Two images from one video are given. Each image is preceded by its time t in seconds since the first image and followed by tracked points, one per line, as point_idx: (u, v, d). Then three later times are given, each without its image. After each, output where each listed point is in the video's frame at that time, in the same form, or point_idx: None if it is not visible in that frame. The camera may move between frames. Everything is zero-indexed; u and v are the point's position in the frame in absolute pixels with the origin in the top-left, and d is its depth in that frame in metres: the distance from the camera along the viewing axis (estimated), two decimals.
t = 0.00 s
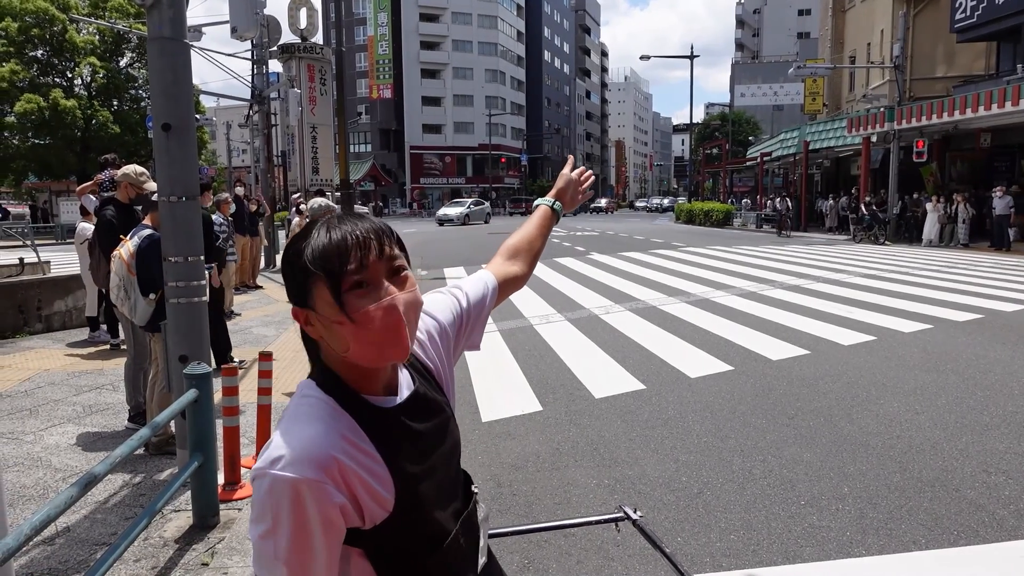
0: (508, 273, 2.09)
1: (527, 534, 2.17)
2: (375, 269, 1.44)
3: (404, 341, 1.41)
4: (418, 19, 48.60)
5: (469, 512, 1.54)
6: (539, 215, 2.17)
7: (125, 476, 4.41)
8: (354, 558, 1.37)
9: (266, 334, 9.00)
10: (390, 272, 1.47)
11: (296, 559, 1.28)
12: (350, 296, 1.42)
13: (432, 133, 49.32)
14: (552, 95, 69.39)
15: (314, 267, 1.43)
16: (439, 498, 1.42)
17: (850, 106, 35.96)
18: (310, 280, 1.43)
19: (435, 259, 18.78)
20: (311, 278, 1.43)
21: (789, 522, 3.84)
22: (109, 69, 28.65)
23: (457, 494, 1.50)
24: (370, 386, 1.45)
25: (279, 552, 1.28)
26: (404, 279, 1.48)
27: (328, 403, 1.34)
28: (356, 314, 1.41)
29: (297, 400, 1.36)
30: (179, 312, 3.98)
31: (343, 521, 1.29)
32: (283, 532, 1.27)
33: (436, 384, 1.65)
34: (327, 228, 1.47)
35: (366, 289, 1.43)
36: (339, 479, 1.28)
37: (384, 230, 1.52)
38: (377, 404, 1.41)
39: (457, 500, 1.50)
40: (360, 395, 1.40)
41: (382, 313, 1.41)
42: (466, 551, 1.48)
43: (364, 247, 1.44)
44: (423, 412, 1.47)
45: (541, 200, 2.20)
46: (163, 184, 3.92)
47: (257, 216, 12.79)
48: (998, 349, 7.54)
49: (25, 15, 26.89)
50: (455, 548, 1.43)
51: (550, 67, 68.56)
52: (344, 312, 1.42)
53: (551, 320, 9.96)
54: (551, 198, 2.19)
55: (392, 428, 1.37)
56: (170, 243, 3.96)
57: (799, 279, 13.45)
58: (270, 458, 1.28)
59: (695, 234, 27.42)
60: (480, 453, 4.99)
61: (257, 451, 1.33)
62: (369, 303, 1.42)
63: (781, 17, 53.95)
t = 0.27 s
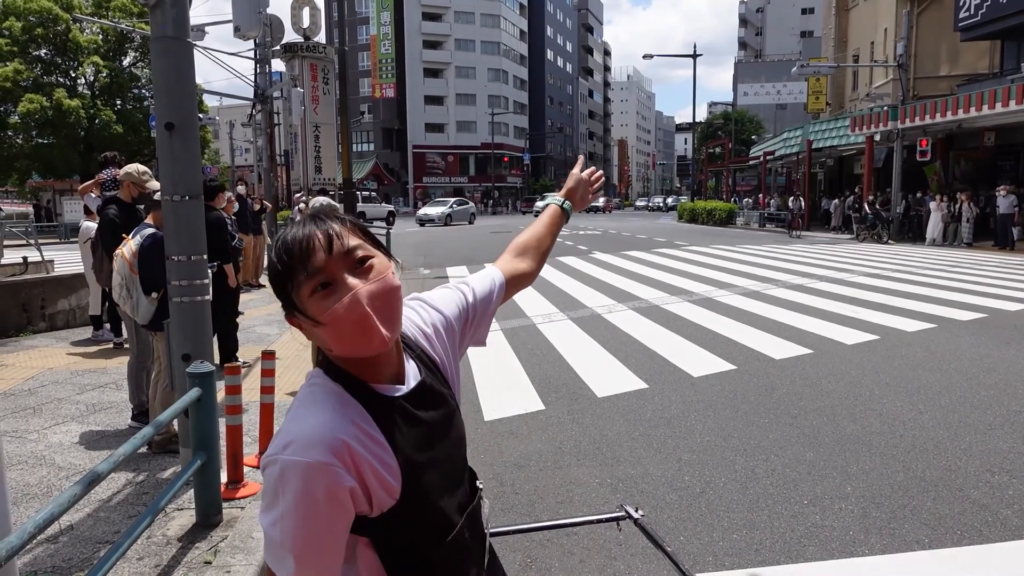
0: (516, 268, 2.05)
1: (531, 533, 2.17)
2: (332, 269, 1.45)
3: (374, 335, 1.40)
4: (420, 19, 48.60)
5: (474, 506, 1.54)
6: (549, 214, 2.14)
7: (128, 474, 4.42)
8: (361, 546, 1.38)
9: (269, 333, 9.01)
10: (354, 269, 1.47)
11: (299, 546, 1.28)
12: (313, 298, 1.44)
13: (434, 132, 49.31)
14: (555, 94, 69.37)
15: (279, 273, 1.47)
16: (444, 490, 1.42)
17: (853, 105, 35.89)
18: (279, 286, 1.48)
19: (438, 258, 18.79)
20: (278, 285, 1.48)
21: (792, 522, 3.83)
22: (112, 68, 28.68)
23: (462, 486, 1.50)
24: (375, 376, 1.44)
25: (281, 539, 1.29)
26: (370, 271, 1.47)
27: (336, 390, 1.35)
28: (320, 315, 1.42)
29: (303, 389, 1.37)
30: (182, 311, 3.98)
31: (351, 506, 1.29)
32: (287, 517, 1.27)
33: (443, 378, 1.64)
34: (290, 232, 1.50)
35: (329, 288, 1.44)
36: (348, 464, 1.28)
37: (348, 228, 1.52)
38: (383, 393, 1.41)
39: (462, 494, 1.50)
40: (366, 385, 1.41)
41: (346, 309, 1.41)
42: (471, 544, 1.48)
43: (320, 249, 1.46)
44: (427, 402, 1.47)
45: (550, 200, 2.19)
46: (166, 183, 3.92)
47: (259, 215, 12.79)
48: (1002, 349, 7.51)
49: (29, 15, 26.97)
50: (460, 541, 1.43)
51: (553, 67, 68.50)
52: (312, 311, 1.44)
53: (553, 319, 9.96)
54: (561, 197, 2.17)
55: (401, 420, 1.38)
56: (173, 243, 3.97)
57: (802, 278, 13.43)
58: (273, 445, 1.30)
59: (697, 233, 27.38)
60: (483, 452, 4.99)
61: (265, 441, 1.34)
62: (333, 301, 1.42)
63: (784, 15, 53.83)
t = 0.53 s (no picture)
0: (513, 266, 2.06)
1: (533, 530, 2.16)
2: (354, 261, 1.45)
3: (387, 332, 1.41)
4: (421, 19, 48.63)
5: (473, 500, 1.54)
6: (546, 212, 2.14)
7: (129, 474, 4.42)
8: (360, 539, 1.40)
9: (270, 333, 9.02)
10: (374, 265, 1.48)
11: (296, 539, 1.29)
12: (330, 288, 1.43)
13: (435, 132, 49.33)
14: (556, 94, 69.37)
15: (295, 261, 1.45)
16: (441, 483, 1.42)
17: (854, 105, 35.88)
18: (294, 272, 1.46)
19: (438, 258, 18.79)
20: (293, 271, 1.45)
21: (793, 521, 3.83)
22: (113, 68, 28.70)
23: (462, 479, 1.50)
24: (370, 371, 1.45)
25: (281, 530, 1.29)
26: (388, 268, 1.48)
27: (330, 382, 1.36)
28: (336, 307, 1.43)
29: (301, 381, 1.38)
30: (183, 310, 3.99)
31: (347, 495, 1.29)
32: (284, 511, 1.28)
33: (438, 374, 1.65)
34: (313, 220, 1.48)
35: (348, 281, 1.44)
36: (342, 452, 1.29)
37: (366, 223, 1.52)
38: (379, 386, 1.42)
39: (461, 487, 1.51)
40: (361, 378, 1.41)
41: (365, 303, 1.42)
42: (471, 538, 1.48)
43: (344, 242, 1.45)
44: (424, 396, 1.47)
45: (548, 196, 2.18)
46: (166, 183, 3.93)
47: (260, 214, 12.78)
48: (1003, 349, 7.50)
49: (30, 15, 27.06)
50: (459, 535, 1.43)
51: (553, 67, 68.54)
52: (329, 302, 1.44)
53: (554, 319, 9.95)
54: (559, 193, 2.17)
55: (396, 411, 1.39)
56: (174, 242, 3.97)
57: (803, 278, 13.42)
58: (274, 437, 1.31)
59: (698, 233, 27.34)
60: (484, 451, 4.98)
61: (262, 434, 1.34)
62: (350, 295, 1.43)
63: (785, 15, 53.81)
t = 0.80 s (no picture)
0: (510, 267, 2.08)
1: (536, 528, 2.17)
2: (366, 259, 1.45)
3: (395, 331, 1.42)
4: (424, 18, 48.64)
5: (475, 499, 1.55)
6: (541, 212, 2.16)
7: (132, 472, 4.43)
8: (363, 542, 1.40)
9: (273, 332, 9.03)
10: (385, 264, 1.48)
11: (300, 541, 1.29)
12: (340, 286, 1.44)
13: (437, 132, 49.31)
14: (558, 94, 69.38)
15: (307, 259, 1.46)
16: (444, 483, 1.43)
17: (857, 105, 35.84)
18: (306, 267, 1.46)
19: (440, 258, 18.81)
20: (305, 266, 1.46)
21: (796, 521, 3.83)
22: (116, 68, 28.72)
23: (464, 478, 1.50)
24: (373, 371, 1.46)
25: (285, 532, 1.30)
26: (398, 269, 1.50)
27: (332, 383, 1.37)
28: (346, 305, 1.43)
29: (306, 380, 1.38)
30: (186, 308, 3.99)
31: (352, 495, 1.30)
32: (289, 513, 1.29)
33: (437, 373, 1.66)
34: (326, 217, 1.48)
35: (359, 279, 1.44)
36: (347, 454, 1.30)
37: (377, 222, 1.53)
38: (381, 387, 1.42)
39: (464, 486, 1.51)
40: (364, 378, 1.41)
41: (375, 302, 1.43)
42: (473, 538, 1.49)
43: (357, 240, 1.45)
44: (424, 398, 1.48)
45: (542, 197, 2.20)
46: (170, 183, 3.94)
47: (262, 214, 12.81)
48: (1006, 349, 7.50)
49: (33, 15, 27.13)
50: (462, 536, 1.43)
51: (556, 66, 68.52)
52: (338, 299, 1.44)
53: (556, 319, 9.94)
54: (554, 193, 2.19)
55: (398, 413, 1.39)
56: (176, 241, 3.98)
57: (805, 278, 13.41)
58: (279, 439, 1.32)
59: (701, 233, 27.30)
60: (486, 451, 4.99)
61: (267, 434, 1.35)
62: (361, 294, 1.43)
63: (788, 15, 53.73)
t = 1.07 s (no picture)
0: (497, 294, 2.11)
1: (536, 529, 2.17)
2: (373, 254, 1.46)
3: (403, 324, 1.42)
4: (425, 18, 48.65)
5: (477, 498, 1.55)
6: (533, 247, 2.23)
7: (135, 472, 4.44)
8: (365, 539, 1.40)
9: (275, 332, 9.04)
10: (390, 262, 1.48)
11: (304, 536, 1.29)
12: (348, 281, 1.44)
13: (439, 132, 49.32)
14: (560, 93, 69.36)
15: (314, 258, 1.45)
16: (445, 481, 1.43)
17: (859, 104, 35.79)
18: (310, 266, 1.46)
19: (442, 257, 18.82)
20: (312, 265, 1.45)
21: (798, 521, 3.82)
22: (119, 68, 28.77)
23: (465, 477, 1.51)
24: (379, 368, 1.47)
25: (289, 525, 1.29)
26: (404, 265, 1.51)
27: (338, 381, 1.37)
28: (355, 301, 1.43)
29: (310, 379, 1.38)
30: (188, 308, 4.00)
31: (358, 494, 1.30)
32: (294, 507, 1.28)
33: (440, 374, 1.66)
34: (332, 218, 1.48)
35: (366, 273, 1.45)
36: (353, 453, 1.29)
37: (381, 221, 1.53)
38: (384, 386, 1.43)
39: (465, 486, 1.51)
40: (367, 376, 1.42)
41: (383, 299, 1.43)
42: (475, 535, 1.49)
43: (361, 237, 1.45)
44: (426, 396, 1.48)
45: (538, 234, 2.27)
46: (172, 182, 3.95)
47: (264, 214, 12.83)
48: (1008, 348, 7.49)
49: (36, 15, 27.21)
50: (464, 534, 1.44)
51: (558, 66, 68.51)
52: (340, 297, 1.44)
53: (558, 318, 9.93)
54: (548, 231, 2.28)
55: (401, 413, 1.40)
56: (179, 242, 3.99)
57: (807, 277, 13.39)
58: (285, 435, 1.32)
59: (703, 233, 27.27)
60: (488, 450, 4.99)
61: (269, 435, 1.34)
62: (365, 289, 1.43)
63: (790, 14, 53.67)
